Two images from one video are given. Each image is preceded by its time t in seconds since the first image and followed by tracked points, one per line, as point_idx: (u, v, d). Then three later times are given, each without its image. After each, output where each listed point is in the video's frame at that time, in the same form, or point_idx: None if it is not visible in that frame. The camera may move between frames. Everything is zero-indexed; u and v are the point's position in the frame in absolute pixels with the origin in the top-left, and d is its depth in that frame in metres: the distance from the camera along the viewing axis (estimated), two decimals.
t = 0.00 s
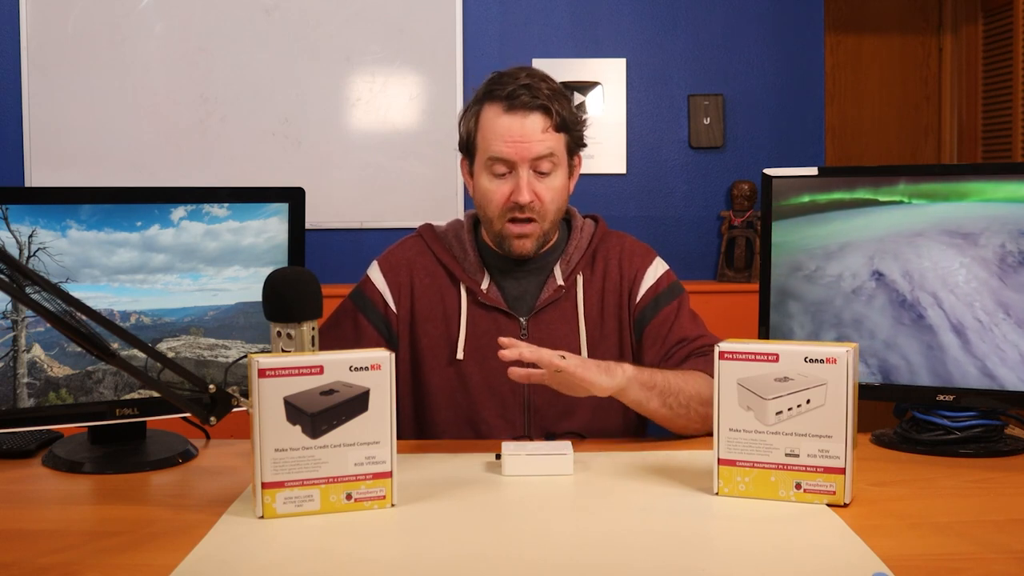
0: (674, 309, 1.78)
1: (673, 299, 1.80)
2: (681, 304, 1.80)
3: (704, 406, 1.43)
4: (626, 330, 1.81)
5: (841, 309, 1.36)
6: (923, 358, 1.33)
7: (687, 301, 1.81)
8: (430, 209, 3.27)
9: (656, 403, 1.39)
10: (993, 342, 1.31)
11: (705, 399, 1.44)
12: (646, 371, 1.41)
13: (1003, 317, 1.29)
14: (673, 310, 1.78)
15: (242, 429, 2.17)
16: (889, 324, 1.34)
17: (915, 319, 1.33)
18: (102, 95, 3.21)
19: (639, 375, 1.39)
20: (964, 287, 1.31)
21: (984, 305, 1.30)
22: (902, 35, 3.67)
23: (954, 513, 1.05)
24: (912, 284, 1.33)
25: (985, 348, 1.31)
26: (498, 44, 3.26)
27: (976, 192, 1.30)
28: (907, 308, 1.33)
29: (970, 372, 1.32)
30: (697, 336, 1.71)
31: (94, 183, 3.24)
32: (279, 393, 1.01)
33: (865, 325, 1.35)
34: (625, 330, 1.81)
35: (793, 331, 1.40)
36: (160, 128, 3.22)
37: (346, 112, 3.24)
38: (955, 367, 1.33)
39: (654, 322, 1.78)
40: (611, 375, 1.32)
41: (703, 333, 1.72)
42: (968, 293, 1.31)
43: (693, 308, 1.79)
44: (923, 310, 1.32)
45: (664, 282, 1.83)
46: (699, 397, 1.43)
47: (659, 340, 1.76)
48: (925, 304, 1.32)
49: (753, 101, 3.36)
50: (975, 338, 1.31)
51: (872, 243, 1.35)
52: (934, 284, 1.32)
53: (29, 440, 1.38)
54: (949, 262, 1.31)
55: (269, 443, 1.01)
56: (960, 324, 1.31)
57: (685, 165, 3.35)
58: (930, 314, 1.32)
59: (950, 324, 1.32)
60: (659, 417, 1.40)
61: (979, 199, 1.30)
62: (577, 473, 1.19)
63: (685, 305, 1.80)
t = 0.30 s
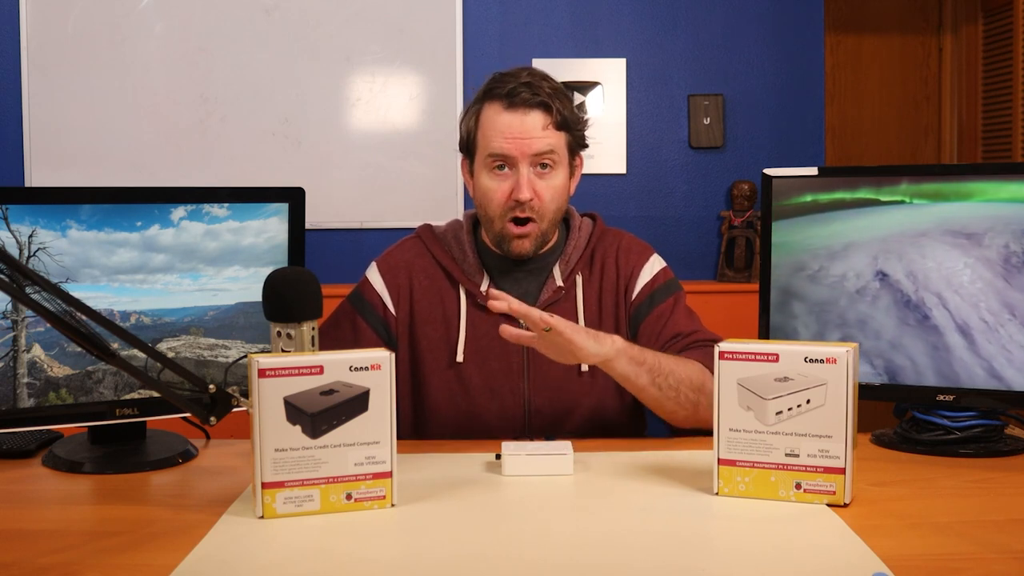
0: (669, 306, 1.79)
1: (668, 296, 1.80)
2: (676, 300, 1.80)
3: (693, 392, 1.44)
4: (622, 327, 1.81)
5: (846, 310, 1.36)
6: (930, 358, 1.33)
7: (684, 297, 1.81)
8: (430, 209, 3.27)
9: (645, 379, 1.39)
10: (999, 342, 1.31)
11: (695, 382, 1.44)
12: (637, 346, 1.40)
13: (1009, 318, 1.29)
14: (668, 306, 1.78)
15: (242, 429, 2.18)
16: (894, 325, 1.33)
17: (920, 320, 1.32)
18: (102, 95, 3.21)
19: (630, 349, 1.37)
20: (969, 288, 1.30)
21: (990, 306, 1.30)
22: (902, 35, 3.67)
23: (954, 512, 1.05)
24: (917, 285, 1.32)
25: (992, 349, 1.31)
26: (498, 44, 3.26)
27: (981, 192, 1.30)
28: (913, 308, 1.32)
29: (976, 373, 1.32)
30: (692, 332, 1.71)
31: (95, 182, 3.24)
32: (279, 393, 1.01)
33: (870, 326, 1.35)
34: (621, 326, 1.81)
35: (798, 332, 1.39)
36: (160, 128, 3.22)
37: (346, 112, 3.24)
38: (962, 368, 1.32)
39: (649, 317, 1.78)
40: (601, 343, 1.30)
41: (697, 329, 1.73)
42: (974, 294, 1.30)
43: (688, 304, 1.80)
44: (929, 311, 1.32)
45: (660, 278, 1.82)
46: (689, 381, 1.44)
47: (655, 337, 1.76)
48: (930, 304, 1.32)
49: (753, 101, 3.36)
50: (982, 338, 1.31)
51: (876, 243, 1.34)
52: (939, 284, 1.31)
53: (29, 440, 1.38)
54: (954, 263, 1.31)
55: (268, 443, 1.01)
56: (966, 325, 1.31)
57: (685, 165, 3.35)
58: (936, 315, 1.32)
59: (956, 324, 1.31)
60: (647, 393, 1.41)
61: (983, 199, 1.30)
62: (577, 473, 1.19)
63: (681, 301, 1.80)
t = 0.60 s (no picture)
0: (666, 303, 1.77)
1: (665, 294, 1.78)
2: (674, 297, 1.78)
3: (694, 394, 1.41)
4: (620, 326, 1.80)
5: (853, 310, 1.36)
6: (939, 359, 1.33)
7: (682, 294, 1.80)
8: (430, 209, 3.27)
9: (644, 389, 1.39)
10: (1010, 343, 1.30)
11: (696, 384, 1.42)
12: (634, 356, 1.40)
13: (1018, 318, 1.28)
14: (666, 303, 1.77)
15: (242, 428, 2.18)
16: (903, 326, 1.33)
17: (929, 321, 1.32)
18: (101, 94, 3.21)
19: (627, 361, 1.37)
20: (977, 288, 1.30)
21: (998, 306, 1.29)
22: (902, 35, 3.67)
23: (954, 513, 1.05)
24: (924, 286, 1.32)
25: (1003, 350, 1.30)
26: (498, 44, 3.27)
27: (989, 192, 1.30)
28: (921, 309, 1.32)
29: (988, 375, 1.31)
30: (687, 329, 1.68)
31: (95, 182, 3.24)
32: (278, 393, 1.01)
33: (878, 326, 1.35)
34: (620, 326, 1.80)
35: (806, 333, 1.39)
36: (159, 128, 3.22)
37: (346, 111, 3.24)
38: (973, 369, 1.32)
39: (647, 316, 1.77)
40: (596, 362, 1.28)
41: (693, 326, 1.70)
42: (982, 295, 1.30)
43: (686, 301, 1.78)
44: (937, 311, 1.31)
45: (658, 276, 1.81)
46: (689, 384, 1.41)
47: (651, 335, 1.75)
48: (938, 305, 1.31)
49: (753, 101, 3.36)
50: (992, 339, 1.30)
51: (881, 243, 1.34)
52: (947, 284, 1.31)
53: (30, 441, 1.38)
54: (961, 263, 1.30)
55: (268, 443, 1.01)
56: (975, 326, 1.30)
57: (686, 165, 3.35)
58: (944, 316, 1.31)
59: (965, 325, 1.31)
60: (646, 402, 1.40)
61: (990, 199, 1.30)
62: (577, 473, 1.19)
63: (678, 298, 1.79)
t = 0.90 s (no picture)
0: (666, 301, 1.78)
1: (664, 292, 1.79)
2: (673, 295, 1.79)
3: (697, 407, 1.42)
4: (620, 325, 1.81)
5: (860, 311, 1.35)
6: (948, 360, 1.33)
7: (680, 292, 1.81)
8: (430, 209, 3.27)
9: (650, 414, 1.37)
10: (1018, 344, 1.30)
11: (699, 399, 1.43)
12: (634, 384, 1.38)
13: None
14: (665, 302, 1.78)
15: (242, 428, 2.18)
16: (910, 327, 1.33)
17: (936, 322, 1.32)
18: (101, 94, 3.21)
19: (627, 389, 1.36)
20: (983, 289, 1.30)
21: (1005, 307, 1.29)
22: (902, 35, 3.67)
23: (954, 513, 1.05)
24: (930, 286, 1.32)
25: (1011, 351, 1.30)
26: (498, 44, 3.27)
27: (992, 192, 1.30)
28: (928, 310, 1.32)
29: (997, 375, 1.31)
30: (687, 328, 1.70)
31: (95, 182, 3.24)
32: (278, 393, 1.01)
33: (885, 327, 1.34)
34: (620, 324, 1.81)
35: (812, 333, 1.39)
36: (160, 128, 3.22)
37: (346, 111, 3.24)
38: (982, 370, 1.32)
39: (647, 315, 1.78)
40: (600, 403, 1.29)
41: (693, 326, 1.72)
42: (989, 295, 1.29)
43: (685, 298, 1.79)
44: (944, 312, 1.31)
45: (657, 275, 1.82)
46: (690, 399, 1.42)
47: (651, 333, 1.76)
48: (944, 306, 1.31)
49: (753, 101, 3.36)
50: (999, 339, 1.30)
51: (886, 243, 1.34)
52: (953, 285, 1.31)
53: (30, 441, 1.38)
54: (967, 264, 1.30)
55: (268, 443, 1.01)
56: (983, 327, 1.30)
57: (686, 165, 3.35)
58: (951, 317, 1.31)
59: (972, 326, 1.31)
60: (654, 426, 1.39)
61: (993, 199, 1.30)
62: (577, 473, 1.19)
63: (677, 296, 1.80)
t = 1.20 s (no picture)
0: (669, 303, 1.78)
1: (668, 294, 1.79)
2: (677, 298, 1.79)
3: (696, 399, 1.41)
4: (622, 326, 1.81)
5: (866, 311, 1.35)
6: (956, 361, 1.32)
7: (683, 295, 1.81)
8: (430, 209, 3.27)
9: (648, 398, 1.37)
10: None
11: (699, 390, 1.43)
12: (636, 366, 1.37)
13: None
14: (669, 304, 1.78)
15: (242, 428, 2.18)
16: (917, 327, 1.33)
17: (943, 323, 1.32)
18: (101, 94, 3.21)
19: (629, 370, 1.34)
20: (990, 290, 1.30)
21: (1013, 307, 1.29)
22: (902, 34, 3.67)
23: (953, 512, 1.05)
24: (937, 287, 1.31)
25: (1020, 352, 1.30)
26: (498, 44, 3.26)
27: (996, 192, 1.29)
28: (935, 310, 1.32)
29: (1006, 376, 1.31)
30: (690, 330, 1.69)
31: (95, 182, 3.24)
32: (278, 393, 1.01)
33: (892, 328, 1.34)
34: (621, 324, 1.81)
35: (819, 334, 1.38)
36: (159, 128, 3.22)
37: (346, 111, 3.24)
38: (991, 371, 1.31)
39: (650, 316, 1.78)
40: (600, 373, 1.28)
41: (696, 327, 1.71)
42: (995, 296, 1.29)
43: (688, 302, 1.78)
44: (951, 312, 1.31)
45: (660, 277, 1.82)
46: (691, 391, 1.41)
47: (654, 336, 1.75)
48: (952, 307, 1.31)
49: (753, 101, 3.36)
50: (1007, 340, 1.30)
51: (891, 242, 1.34)
52: (959, 286, 1.31)
53: (30, 441, 1.38)
54: (973, 264, 1.30)
55: (268, 442, 1.01)
56: (991, 327, 1.30)
57: (686, 165, 3.35)
58: (958, 317, 1.31)
59: (980, 327, 1.31)
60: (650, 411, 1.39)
61: (997, 199, 1.30)
62: (577, 473, 1.19)
63: (680, 299, 1.79)
